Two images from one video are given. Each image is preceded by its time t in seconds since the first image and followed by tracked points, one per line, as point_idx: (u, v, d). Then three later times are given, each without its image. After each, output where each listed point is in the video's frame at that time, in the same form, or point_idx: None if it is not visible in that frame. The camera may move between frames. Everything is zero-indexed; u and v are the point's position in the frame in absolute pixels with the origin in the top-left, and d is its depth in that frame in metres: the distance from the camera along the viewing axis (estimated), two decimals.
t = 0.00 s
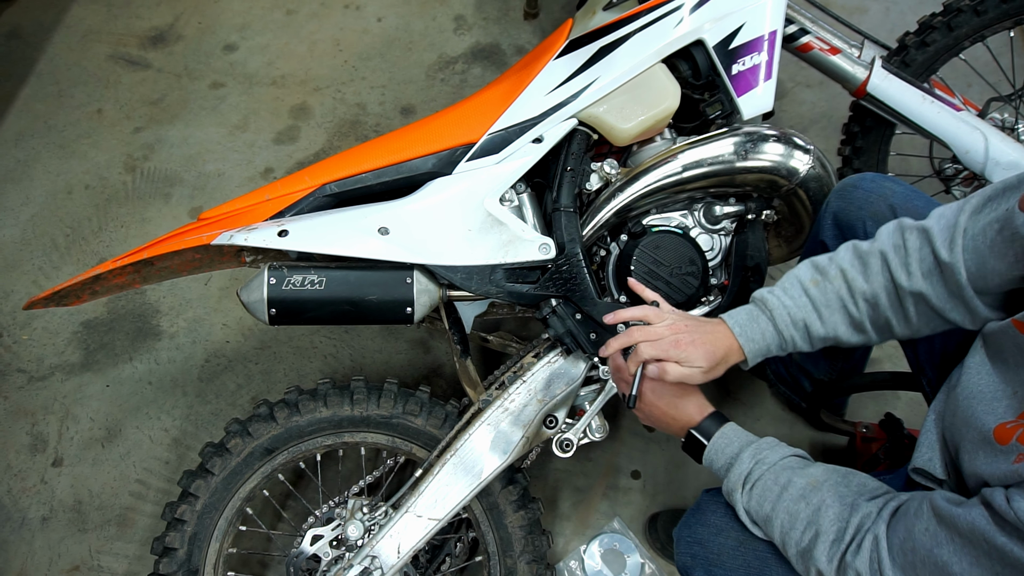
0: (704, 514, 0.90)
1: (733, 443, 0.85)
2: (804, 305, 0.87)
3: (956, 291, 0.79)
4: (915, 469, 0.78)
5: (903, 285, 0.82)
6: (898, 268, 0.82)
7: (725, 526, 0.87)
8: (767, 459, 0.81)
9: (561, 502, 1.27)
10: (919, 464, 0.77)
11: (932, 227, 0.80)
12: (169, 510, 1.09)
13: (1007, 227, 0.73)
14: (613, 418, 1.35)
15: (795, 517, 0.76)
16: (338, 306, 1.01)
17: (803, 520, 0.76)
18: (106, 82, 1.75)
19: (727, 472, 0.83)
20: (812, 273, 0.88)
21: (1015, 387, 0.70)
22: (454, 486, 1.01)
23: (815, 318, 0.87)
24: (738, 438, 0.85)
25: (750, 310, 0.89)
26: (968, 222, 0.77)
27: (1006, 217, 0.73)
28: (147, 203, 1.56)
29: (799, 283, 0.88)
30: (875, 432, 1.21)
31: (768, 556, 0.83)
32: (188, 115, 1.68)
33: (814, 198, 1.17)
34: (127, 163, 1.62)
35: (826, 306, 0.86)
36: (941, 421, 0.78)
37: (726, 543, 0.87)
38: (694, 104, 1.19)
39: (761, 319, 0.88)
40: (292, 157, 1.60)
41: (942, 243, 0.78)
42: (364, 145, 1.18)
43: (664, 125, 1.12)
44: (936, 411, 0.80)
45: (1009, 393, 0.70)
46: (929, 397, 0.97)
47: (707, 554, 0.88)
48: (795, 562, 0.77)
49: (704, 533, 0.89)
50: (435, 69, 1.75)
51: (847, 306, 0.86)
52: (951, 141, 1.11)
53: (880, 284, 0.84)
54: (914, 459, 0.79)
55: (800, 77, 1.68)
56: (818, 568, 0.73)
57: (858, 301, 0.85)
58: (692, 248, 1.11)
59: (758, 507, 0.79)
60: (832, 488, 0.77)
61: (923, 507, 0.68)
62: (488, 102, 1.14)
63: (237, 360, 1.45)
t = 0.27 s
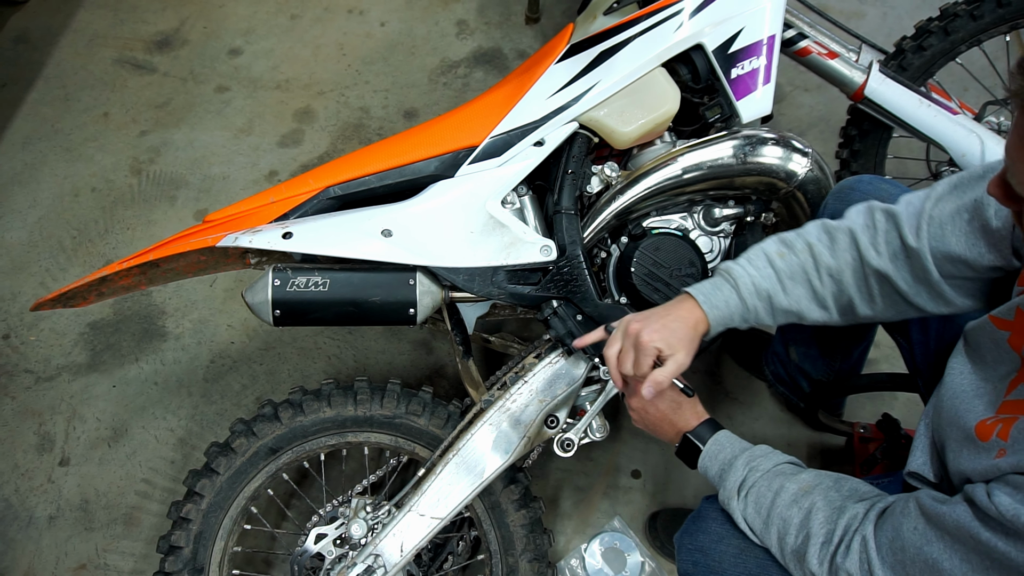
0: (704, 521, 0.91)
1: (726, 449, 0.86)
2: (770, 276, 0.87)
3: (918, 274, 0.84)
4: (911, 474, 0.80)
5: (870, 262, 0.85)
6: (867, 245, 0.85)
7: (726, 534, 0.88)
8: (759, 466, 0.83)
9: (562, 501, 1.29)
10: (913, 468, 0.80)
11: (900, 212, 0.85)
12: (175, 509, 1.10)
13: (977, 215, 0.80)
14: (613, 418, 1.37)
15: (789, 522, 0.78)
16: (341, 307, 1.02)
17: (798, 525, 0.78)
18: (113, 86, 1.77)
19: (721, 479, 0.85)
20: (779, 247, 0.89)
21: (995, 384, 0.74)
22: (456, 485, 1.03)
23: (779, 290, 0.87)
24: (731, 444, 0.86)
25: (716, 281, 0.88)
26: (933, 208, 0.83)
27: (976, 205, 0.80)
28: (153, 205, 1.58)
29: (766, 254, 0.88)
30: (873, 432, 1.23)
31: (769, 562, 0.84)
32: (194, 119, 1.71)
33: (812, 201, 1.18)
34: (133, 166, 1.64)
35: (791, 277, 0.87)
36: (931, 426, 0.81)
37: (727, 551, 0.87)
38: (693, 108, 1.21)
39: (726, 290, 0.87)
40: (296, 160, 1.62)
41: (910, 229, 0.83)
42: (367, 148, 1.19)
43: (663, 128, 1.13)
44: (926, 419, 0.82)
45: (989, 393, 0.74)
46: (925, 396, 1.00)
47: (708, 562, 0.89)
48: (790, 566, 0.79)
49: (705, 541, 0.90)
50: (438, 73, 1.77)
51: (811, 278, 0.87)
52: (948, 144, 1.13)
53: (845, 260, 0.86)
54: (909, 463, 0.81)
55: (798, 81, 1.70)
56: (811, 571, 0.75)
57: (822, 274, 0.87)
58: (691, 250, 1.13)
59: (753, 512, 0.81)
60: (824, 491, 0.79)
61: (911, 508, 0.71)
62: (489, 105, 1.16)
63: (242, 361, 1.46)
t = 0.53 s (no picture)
0: (702, 520, 0.93)
1: (723, 447, 0.89)
2: (757, 300, 0.90)
3: (906, 289, 0.87)
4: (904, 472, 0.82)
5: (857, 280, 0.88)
6: (851, 263, 0.88)
7: (723, 532, 0.89)
8: (757, 462, 0.85)
9: (563, 500, 1.30)
10: (904, 466, 0.82)
11: (880, 229, 0.88)
12: (180, 507, 1.12)
13: (962, 229, 0.82)
14: (614, 418, 1.38)
15: (785, 519, 0.80)
16: (345, 309, 1.03)
17: (794, 520, 0.80)
18: (119, 90, 1.80)
19: (720, 475, 0.87)
20: (765, 269, 0.92)
21: (975, 383, 0.77)
22: (458, 484, 1.04)
23: (767, 312, 0.90)
24: (727, 442, 0.89)
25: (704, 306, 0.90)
26: (913, 224, 0.86)
27: (959, 218, 0.82)
28: (159, 208, 1.60)
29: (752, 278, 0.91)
30: (870, 433, 1.23)
31: (766, 561, 0.85)
32: (199, 122, 1.73)
33: (811, 203, 1.20)
34: (139, 169, 1.66)
35: (778, 299, 0.90)
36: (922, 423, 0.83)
37: (725, 548, 0.89)
38: (693, 111, 1.22)
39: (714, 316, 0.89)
40: (300, 163, 1.64)
41: (892, 246, 0.86)
42: (371, 151, 1.21)
43: (663, 132, 1.15)
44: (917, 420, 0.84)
45: (969, 393, 0.77)
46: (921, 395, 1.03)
47: (705, 560, 0.91)
48: (787, 562, 0.81)
49: (703, 539, 0.92)
50: (440, 77, 1.79)
51: (798, 300, 0.90)
52: (944, 146, 1.14)
53: (832, 280, 0.90)
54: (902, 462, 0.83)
55: (796, 85, 1.72)
56: (807, 565, 0.77)
57: (809, 295, 0.90)
58: (691, 251, 1.14)
59: (751, 509, 0.83)
60: (819, 487, 0.81)
61: (896, 503, 0.73)
62: (491, 109, 1.17)
63: (247, 361, 1.48)
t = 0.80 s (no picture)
0: (702, 522, 0.94)
1: (725, 448, 0.90)
2: (738, 304, 0.90)
3: (894, 294, 0.85)
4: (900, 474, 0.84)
5: (842, 285, 0.86)
6: (836, 269, 0.86)
7: (722, 533, 0.91)
8: (757, 464, 0.87)
9: (564, 500, 1.31)
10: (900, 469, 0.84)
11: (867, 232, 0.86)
12: (186, 506, 1.13)
13: (954, 232, 0.79)
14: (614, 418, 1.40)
15: (784, 520, 0.81)
16: (348, 310, 1.05)
17: (792, 522, 0.81)
18: (125, 93, 1.82)
19: (720, 477, 0.88)
20: (747, 272, 0.92)
21: (967, 388, 0.79)
22: (460, 483, 1.05)
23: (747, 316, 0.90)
24: (729, 443, 0.90)
25: (683, 310, 0.91)
26: (901, 227, 0.84)
27: (949, 221, 0.80)
28: (165, 210, 1.62)
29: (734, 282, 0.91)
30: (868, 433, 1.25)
31: (765, 561, 0.86)
32: (204, 126, 1.75)
33: (809, 206, 1.21)
34: (145, 171, 1.68)
35: (759, 304, 0.90)
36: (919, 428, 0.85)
37: (724, 549, 0.90)
38: (692, 115, 1.22)
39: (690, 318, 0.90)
40: (304, 166, 1.66)
41: (879, 249, 0.84)
42: (373, 154, 1.22)
43: (663, 135, 1.16)
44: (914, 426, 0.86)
45: (963, 398, 0.79)
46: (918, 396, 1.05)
47: (705, 561, 0.92)
48: (785, 564, 0.82)
49: (702, 540, 0.93)
50: (443, 81, 1.80)
51: (780, 305, 0.90)
52: (941, 150, 1.18)
53: (817, 284, 0.88)
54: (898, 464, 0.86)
55: (795, 89, 1.73)
56: (805, 567, 0.78)
57: (792, 299, 0.89)
58: (690, 253, 1.15)
59: (750, 511, 0.84)
60: (817, 489, 0.82)
61: (892, 508, 0.74)
62: (493, 112, 1.19)
63: (251, 362, 1.50)
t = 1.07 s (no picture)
0: (704, 526, 0.95)
1: (731, 448, 0.93)
2: (794, 336, 0.88)
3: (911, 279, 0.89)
4: (898, 476, 0.84)
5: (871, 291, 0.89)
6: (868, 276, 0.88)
7: (724, 537, 0.91)
8: (764, 462, 0.89)
9: (565, 499, 1.33)
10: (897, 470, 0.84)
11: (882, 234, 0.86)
12: (191, 506, 1.14)
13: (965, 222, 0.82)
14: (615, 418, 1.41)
15: (786, 515, 0.83)
16: (352, 311, 1.07)
17: (796, 517, 0.82)
18: (131, 97, 1.84)
19: (726, 474, 0.90)
20: (788, 299, 0.89)
21: (968, 390, 0.79)
22: (463, 483, 1.07)
23: (803, 342, 0.89)
24: (737, 444, 0.93)
25: (749, 360, 0.88)
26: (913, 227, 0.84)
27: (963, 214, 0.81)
28: (170, 212, 1.64)
29: (782, 315, 0.88)
30: (864, 432, 1.26)
31: (766, 564, 0.87)
32: (209, 129, 1.77)
33: (807, 208, 1.22)
34: (150, 174, 1.70)
35: (813, 327, 0.89)
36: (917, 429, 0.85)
37: (725, 553, 0.91)
38: (691, 119, 1.23)
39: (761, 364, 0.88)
40: (308, 168, 1.68)
41: (895, 253, 0.85)
42: (377, 157, 1.24)
43: (663, 138, 1.17)
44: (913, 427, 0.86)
45: (964, 399, 0.79)
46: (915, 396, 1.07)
47: (706, 565, 0.93)
48: (787, 560, 0.82)
49: (703, 544, 0.94)
50: (445, 84, 1.82)
51: (829, 320, 0.90)
52: (938, 153, 1.21)
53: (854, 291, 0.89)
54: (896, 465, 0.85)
55: (793, 93, 1.75)
56: (807, 560, 0.79)
57: (835, 311, 0.90)
58: (690, 254, 1.17)
59: (755, 506, 0.86)
60: (821, 486, 0.84)
61: (892, 505, 0.75)
62: (495, 115, 1.20)
63: (256, 363, 1.52)
